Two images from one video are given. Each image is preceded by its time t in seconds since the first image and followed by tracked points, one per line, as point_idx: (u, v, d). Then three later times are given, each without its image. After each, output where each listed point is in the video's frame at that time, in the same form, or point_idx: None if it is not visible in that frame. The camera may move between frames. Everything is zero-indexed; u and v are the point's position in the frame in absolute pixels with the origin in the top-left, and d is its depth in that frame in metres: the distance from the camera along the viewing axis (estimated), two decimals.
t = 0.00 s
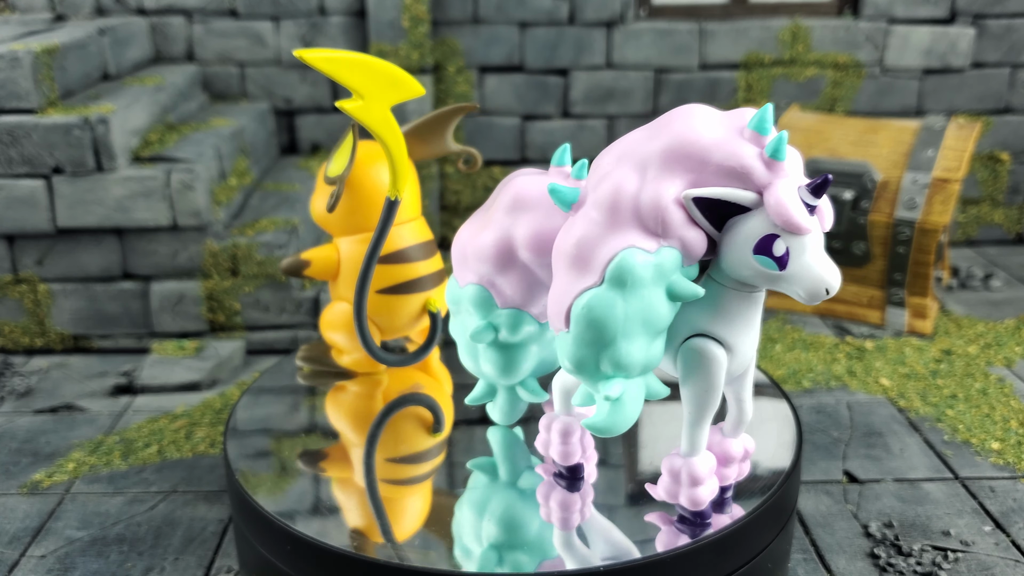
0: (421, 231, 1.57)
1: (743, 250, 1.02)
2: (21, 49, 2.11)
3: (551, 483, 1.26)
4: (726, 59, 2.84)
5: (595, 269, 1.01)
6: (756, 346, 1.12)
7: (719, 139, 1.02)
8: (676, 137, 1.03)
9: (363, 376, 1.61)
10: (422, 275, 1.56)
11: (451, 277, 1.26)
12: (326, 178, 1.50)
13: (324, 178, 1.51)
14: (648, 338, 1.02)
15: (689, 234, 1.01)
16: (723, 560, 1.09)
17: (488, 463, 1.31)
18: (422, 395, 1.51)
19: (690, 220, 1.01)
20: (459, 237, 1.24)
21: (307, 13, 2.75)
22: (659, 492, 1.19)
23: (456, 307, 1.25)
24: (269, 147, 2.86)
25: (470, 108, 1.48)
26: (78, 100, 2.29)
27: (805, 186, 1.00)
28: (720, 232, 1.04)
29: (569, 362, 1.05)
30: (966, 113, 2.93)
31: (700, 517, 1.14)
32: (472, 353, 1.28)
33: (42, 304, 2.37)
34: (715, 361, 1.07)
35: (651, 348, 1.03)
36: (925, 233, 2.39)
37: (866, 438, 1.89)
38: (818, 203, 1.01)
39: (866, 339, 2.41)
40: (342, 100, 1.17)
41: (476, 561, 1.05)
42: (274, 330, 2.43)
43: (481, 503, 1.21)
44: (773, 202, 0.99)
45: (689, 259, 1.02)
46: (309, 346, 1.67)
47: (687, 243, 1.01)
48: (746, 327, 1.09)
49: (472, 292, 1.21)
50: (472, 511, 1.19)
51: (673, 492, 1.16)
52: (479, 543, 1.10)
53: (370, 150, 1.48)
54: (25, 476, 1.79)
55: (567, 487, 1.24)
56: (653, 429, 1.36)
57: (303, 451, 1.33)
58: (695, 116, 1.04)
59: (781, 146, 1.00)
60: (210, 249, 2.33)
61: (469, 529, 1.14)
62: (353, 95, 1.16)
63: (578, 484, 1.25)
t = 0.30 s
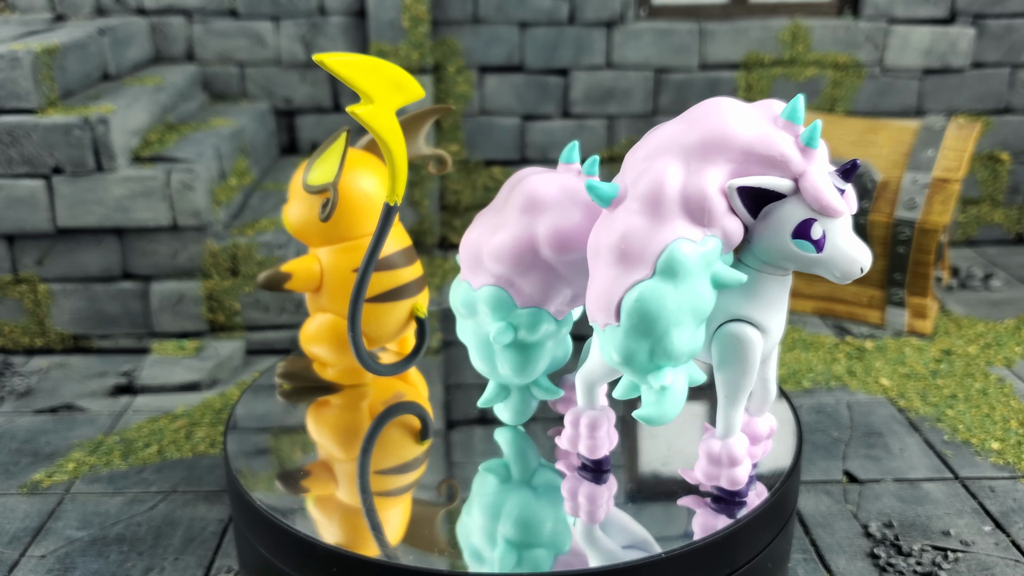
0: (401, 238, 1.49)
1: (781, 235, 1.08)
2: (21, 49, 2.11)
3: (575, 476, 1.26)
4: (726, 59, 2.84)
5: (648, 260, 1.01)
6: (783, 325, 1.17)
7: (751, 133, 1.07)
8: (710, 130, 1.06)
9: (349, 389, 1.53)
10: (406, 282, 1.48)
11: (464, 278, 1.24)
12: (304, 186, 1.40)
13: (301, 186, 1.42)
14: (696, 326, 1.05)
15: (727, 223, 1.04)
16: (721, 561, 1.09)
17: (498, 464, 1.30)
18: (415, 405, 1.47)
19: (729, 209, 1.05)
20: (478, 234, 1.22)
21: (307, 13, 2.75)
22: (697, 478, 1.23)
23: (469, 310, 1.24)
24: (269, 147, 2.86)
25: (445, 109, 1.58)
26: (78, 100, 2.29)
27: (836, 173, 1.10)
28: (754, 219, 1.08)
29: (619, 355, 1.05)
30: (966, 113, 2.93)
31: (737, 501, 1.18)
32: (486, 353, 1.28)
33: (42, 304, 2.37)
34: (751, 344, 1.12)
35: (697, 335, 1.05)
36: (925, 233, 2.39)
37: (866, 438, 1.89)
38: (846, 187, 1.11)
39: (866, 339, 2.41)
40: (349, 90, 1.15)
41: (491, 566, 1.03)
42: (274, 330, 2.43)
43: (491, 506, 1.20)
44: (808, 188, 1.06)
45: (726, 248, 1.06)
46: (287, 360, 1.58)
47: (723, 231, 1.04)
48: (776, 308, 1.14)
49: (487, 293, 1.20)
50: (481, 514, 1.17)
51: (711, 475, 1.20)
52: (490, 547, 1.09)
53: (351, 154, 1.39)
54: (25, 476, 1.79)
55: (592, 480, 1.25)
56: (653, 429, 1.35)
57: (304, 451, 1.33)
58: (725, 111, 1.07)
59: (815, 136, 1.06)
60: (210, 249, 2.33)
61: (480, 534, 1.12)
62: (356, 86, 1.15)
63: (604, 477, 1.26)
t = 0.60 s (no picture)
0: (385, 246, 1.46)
1: (804, 221, 1.12)
2: (21, 49, 2.11)
3: (593, 468, 1.28)
4: (726, 60, 2.84)
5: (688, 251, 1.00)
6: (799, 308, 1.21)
7: (772, 128, 1.09)
8: (734, 126, 1.08)
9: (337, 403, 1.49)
10: (393, 290, 1.45)
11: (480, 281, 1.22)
12: (288, 195, 1.36)
13: (282, 196, 1.37)
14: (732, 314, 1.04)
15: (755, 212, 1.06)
16: (722, 561, 1.09)
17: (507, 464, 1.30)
18: (409, 411, 1.46)
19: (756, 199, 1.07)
20: (496, 236, 1.20)
21: (307, 13, 2.75)
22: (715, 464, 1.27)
23: (483, 312, 1.23)
24: (269, 147, 2.86)
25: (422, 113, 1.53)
26: (78, 100, 2.29)
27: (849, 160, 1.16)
28: (778, 207, 1.12)
29: (660, 346, 1.03)
30: (967, 113, 2.93)
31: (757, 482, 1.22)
32: (501, 354, 1.26)
33: (42, 304, 2.37)
34: (775, 324, 1.16)
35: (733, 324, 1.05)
36: (924, 233, 2.39)
37: (866, 438, 1.89)
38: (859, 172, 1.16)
39: (866, 339, 2.41)
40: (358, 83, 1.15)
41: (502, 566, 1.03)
42: (275, 330, 2.43)
43: (501, 507, 1.20)
44: (829, 174, 1.10)
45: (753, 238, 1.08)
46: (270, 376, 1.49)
47: (751, 219, 1.05)
48: (796, 290, 1.18)
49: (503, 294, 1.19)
50: (490, 515, 1.17)
51: (731, 457, 1.24)
52: (499, 546, 1.09)
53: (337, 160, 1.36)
54: (25, 476, 1.79)
55: (612, 471, 1.26)
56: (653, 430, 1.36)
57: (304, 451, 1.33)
58: (746, 107, 1.10)
59: (834, 124, 1.11)
60: (210, 249, 2.33)
61: (490, 535, 1.12)
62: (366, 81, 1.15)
63: (624, 468, 1.27)
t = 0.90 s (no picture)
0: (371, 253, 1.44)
1: (814, 204, 1.18)
2: (21, 49, 2.11)
3: (608, 457, 1.29)
4: (726, 60, 2.85)
5: (718, 240, 1.01)
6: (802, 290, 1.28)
7: (783, 119, 1.11)
8: (750, 117, 1.10)
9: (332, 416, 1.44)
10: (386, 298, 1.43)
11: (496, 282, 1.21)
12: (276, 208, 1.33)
13: (268, 208, 1.34)
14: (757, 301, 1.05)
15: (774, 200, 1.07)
16: (723, 561, 1.09)
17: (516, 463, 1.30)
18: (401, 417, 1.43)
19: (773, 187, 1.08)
20: (512, 235, 1.19)
21: (307, 13, 2.75)
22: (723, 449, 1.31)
23: (496, 313, 1.22)
24: (269, 147, 2.86)
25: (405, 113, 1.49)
26: (78, 100, 2.29)
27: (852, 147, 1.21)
28: (789, 192, 1.18)
29: (693, 334, 1.02)
30: (966, 113, 2.93)
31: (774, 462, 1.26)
32: (512, 355, 1.26)
33: (42, 304, 2.37)
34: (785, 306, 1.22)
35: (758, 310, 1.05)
36: (924, 233, 2.39)
37: (866, 438, 1.89)
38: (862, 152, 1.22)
39: (866, 339, 2.41)
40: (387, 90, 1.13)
41: (512, 566, 1.03)
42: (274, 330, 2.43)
43: (511, 507, 1.20)
44: (836, 161, 1.15)
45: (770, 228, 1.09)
46: (260, 397, 1.45)
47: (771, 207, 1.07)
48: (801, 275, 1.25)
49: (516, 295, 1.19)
50: (500, 515, 1.17)
51: (748, 437, 1.29)
52: (509, 548, 1.09)
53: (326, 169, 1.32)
54: (25, 476, 1.79)
55: (626, 460, 1.28)
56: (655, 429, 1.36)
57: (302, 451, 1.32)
58: (756, 97, 1.11)
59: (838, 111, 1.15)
60: (210, 249, 2.33)
61: (500, 535, 1.12)
62: (395, 89, 1.13)
63: (640, 458, 1.29)
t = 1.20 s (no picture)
0: (363, 263, 1.35)
1: (813, 188, 1.25)
2: (21, 49, 2.11)
3: (618, 448, 1.32)
4: (726, 60, 2.85)
5: (739, 230, 1.03)
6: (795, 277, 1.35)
7: (783, 111, 1.15)
8: (756, 107, 1.12)
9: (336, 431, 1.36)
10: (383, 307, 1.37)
11: (512, 279, 1.19)
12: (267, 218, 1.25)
13: (258, 219, 1.25)
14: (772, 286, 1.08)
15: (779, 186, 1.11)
16: (723, 559, 1.09)
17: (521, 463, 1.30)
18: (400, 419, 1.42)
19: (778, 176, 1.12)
20: (525, 231, 1.18)
21: (307, 13, 2.75)
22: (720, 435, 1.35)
23: (509, 310, 1.20)
24: (269, 147, 2.86)
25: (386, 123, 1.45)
26: (78, 100, 2.29)
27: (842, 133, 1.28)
28: (789, 177, 1.25)
29: (717, 320, 1.04)
30: (966, 113, 2.93)
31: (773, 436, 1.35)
32: (521, 355, 1.24)
33: (42, 304, 2.37)
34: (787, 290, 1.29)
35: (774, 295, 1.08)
36: (924, 233, 2.39)
37: (866, 438, 1.89)
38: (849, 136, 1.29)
39: (866, 339, 2.41)
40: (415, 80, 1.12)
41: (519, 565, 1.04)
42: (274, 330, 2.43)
43: (520, 504, 1.20)
44: (831, 147, 1.21)
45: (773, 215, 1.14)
46: (258, 418, 1.34)
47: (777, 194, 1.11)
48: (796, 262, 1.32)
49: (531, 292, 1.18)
50: (509, 515, 1.17)
51: (754, 416, 1.35)
52: (519, 545, 1.09)
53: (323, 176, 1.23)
54: (25, 476, 1.79)
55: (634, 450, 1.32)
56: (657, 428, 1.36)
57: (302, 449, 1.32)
58: (759, 88, 1.14)
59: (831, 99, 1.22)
60: (210, 249, 2.33)
61: (511, 533, 1.12)
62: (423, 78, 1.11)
63: (651, 445, 1.32)
